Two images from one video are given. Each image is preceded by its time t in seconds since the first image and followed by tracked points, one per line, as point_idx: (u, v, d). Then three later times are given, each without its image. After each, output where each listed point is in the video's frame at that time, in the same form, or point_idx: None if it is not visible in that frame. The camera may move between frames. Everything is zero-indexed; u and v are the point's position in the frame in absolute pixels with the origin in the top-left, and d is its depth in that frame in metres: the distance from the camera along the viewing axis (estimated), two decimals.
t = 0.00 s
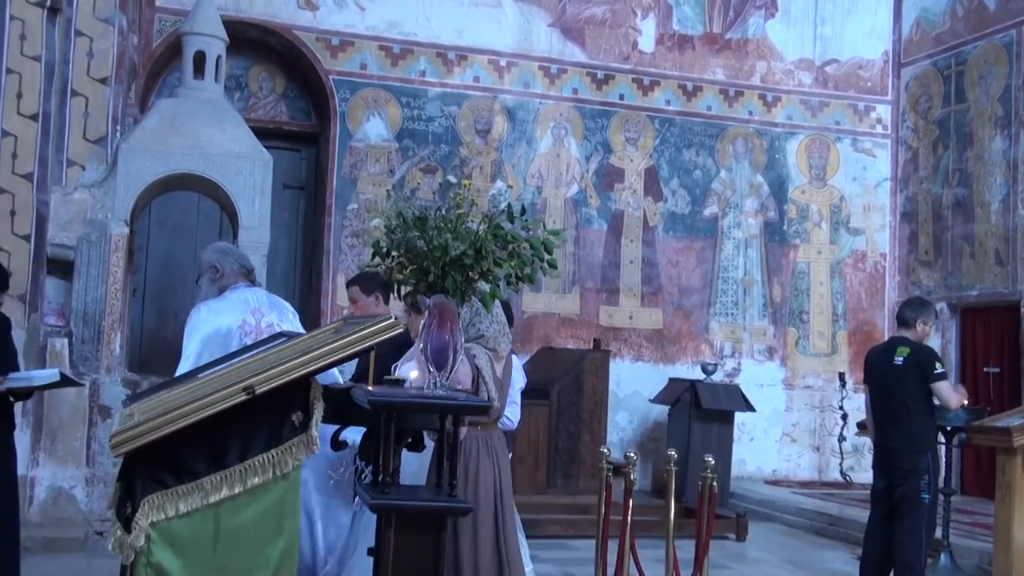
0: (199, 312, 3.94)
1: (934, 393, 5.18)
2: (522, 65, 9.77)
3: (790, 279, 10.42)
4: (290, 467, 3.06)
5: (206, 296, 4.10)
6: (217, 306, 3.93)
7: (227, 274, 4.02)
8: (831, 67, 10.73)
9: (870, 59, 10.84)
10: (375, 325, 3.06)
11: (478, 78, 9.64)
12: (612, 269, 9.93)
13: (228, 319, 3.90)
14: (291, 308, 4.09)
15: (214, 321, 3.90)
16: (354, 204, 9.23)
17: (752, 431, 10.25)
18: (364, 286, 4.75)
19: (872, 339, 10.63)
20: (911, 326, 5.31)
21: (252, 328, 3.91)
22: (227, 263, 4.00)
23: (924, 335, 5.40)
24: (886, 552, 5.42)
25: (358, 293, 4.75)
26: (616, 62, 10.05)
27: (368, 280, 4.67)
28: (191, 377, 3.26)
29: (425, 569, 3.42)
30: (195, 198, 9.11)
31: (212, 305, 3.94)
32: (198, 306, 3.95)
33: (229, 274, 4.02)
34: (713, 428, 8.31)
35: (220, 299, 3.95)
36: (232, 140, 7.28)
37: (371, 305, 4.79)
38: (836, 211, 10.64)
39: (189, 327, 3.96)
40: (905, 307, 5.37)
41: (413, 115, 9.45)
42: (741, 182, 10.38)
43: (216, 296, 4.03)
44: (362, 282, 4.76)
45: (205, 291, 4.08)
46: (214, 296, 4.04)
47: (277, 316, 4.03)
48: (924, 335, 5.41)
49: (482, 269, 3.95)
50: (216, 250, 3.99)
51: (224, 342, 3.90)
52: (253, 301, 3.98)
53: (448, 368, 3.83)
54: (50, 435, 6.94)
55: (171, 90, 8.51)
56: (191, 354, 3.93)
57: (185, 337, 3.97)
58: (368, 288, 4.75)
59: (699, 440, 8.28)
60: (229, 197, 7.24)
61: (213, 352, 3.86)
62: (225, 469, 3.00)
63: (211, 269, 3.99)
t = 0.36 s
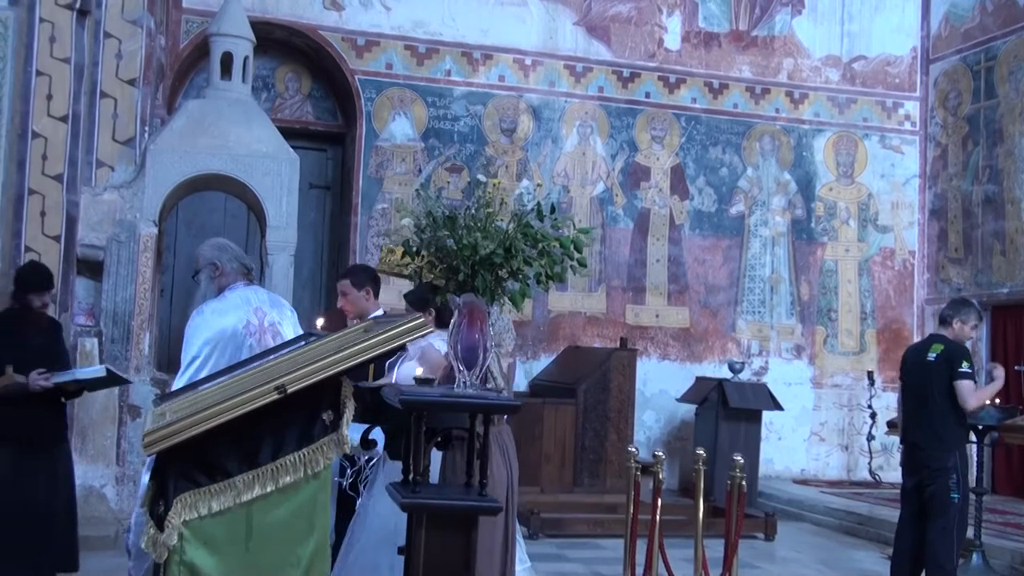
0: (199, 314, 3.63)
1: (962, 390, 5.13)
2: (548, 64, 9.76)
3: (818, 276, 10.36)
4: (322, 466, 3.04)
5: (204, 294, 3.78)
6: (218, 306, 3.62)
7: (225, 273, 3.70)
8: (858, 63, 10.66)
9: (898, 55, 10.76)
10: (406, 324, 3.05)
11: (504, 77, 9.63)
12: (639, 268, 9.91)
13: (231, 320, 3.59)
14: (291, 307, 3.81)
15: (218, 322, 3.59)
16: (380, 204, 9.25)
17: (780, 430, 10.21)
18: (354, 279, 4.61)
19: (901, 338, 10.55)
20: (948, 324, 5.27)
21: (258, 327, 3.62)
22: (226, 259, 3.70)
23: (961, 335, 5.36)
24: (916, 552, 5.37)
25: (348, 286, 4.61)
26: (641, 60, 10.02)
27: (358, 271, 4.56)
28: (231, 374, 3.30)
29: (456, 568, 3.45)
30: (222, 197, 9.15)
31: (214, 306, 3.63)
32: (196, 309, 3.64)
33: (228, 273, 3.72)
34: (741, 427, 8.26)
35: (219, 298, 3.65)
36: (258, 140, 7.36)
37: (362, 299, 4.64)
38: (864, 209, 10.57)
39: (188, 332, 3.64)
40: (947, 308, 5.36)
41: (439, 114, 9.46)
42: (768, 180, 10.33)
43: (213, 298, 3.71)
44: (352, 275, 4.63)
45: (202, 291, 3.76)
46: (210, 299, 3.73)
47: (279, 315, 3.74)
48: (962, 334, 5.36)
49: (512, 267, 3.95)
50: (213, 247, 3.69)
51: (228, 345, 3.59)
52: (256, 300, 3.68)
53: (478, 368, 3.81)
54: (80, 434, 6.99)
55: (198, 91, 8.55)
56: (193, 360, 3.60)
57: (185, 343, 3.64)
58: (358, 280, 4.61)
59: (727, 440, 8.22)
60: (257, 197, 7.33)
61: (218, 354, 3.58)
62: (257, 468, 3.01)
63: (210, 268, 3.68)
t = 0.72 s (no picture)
0: (204, 318, 3.67)
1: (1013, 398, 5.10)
2: (582, 64, 9.74)
3: (855, 276, 10.27)
4: (362, 466, 3.05)
5: (205, 296, 3.79)
6: (221, 309, 3.66)
7: (225, 274, 3.72)
8: (895, 61, 10.57)
9: (936, 52, 10.66)
10: (445, 324, 3.07)
11: (538, 77, 9.63)
12: (673, 268, 9.87)
13: (235, 323, 3.63)
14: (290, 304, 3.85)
15: (222, 325, 3.63)
16: (414, 204, 9.27)
17: (817, 431, 10.13)
18: (358, 278, 4.73)
19: (939, 338, 10.45)
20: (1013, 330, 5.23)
21: (261, 328, 3.66)
22: (225, 260, 3.70)
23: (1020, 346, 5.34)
24: (954, 552, 5.32)
25: (354, 286, 4.73)
26: (676, 59, 9.98)
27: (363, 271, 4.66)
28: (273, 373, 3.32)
29: (495, 567, 3.46)
30: (258, 199, 9.18)
31: (218, 309, 3.67)
32: (199, 315, 3.68)
33: (228, 275, 3.73)
34: (778, 428, 8.21)
35: (220, 302, 3.68)
36: (295, 143, 7.33)
37: (367, 298, 4.77)
38: (901, 208, 10.47)
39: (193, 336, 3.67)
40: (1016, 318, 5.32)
41: (473, 114, 9.46)
42: (804, 179, 10.26)
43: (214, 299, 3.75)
44: (355, 275, 4.75)
45: (203, 292, 3.78)
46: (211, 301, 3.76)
47: (280, 313, 3.78)
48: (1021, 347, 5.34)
49: (551, 267, 3.94)
50: (213, 249, 3.68)
51: (235, 347, 3.64)
52: (258, 301, 3.72)
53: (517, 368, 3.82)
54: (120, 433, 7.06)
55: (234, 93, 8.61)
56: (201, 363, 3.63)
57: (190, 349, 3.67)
58: (363, 280, 4.73)
59: (763, 440, 8.20)
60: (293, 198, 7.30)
61: (226, 358, 3.62)
62: (298, 468, 3.02)
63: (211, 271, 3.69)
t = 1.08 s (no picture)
0: (210, 308, 3.82)
1: None
2: (619, 64, 9.72)
3: (896, 276, 10.17)
4: (406, 466, 3.06)
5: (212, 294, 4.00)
6: (227, 299, 3.82)
7: (230, 269, 3.95)
8: (937, 59, 10.46)
9: (978, 49, 10.53)
10: (488, 326, 3.07)
11: (576, 78, 9.62)
12: (712, 268, 9.83)
13: (240, 312, 3.78)
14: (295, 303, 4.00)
15: (227, 314, 3.77)
16: (452, 206, 9.28)
17: (858, 433, 10.05)
18: (357, 281, 4.68)
19: (983, 339, 10.33)
20: None
21: (266, 320, 3.80)
22: (231, 256, 3.95)
23: None
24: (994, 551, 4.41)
25: (354, 289, 4.68)
26: (714, 59, 9.94)
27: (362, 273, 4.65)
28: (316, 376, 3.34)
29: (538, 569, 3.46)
30: (297, 201, 9.25)
31: (222, 300, 3.83)
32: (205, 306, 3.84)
33: (234, 269, 3.96)
34: (819, 428, 8.15)
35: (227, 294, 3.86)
36: (334, 145, 7.34)
37: (367, 300, 4.72)
38: (943, 207, 10.36)
39: (198, 328, 3.81)
40: None
41: (511, 116, 9.47)
42: (844, 178, 10.17)
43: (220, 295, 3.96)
44: (355, 277, 4.70)
45: (209, 289, 4.01)
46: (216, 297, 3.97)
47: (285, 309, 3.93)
48: None
49: (593, 268, 3.94)
50: (218, 245, 3.96)
51: (240, 336, 3.75)
52: (262, 295, 3.87)
53: (560, 369, 3.88)
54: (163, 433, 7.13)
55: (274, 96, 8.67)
56: (205, 352, 3.75)
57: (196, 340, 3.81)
58: (362, 284, 4.69)
59: (804, 442, 8.13)
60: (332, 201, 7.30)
61: (231, 347, 3.74)
62: (342, 468, 3.04)
63: (216, 265, 3.94)
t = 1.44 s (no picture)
0: (240, 306, 4.14)
1: None
2: (665, 64, 9.68)
3: (948, 276, 10.04)
4: (458, 468, 3.09)
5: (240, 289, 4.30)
6: (256, 299, 4.14)
7: (257, 268, 4.23)
8: (989, 55, 10.30)
9: None
10: (540, 328, 3.07)
11: (621, 78, 9.59)
12: (760, 269, 9.77)
13: (270, 313, 4.11)
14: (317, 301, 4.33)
15: (258, 313, 4.09)
16: (498, 207, 9.29)
17: (909, 435, 9.94)
18: (367, 281, 4.54)
19: None
20: None
21: (292, 319, 4.14)
22: (258, 254, 4.21)
23: None
24: None
25: (364, 287, 4.56)
26: (761, 58, 9.87)
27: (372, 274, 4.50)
28: (364, 378, 3.43)
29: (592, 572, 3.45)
30: (345, 203, 9.25)
31: (253, 298, 4.15)
32: (235, 303, 4.17)
33: (261, 267, 4.23)
34: (869, 431, 8.08)
35: (255, 292, 4.18)
36: (382, 147, 7.43)
37: (378, 300, 4.61)
38: (996, 206, 10.20)
39: (228, 324, 4.14)
40: None
41: (557, 117, 9.46)
42: (894, 178, 10.05)
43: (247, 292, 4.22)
44: (363, 277, 4.55)
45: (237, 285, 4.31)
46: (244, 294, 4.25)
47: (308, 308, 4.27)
48: None
49: (645, 270, 3.93)
50: (244, 244, 4.21)
51: (268, 334, 4.10)
52: (290, 294, 4.19)
53: (613, 370, 3.90)
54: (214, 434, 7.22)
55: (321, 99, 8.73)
56: (236, 348, 4.08)
57: (226, 335, 4.14)
58: (373, 282, 4.55)
59: (854, 444, 8.05)
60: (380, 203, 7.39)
61: (258, 342, 4.08)
62: (396, 469, 3.06)
63: (243, 263, 4.21)
